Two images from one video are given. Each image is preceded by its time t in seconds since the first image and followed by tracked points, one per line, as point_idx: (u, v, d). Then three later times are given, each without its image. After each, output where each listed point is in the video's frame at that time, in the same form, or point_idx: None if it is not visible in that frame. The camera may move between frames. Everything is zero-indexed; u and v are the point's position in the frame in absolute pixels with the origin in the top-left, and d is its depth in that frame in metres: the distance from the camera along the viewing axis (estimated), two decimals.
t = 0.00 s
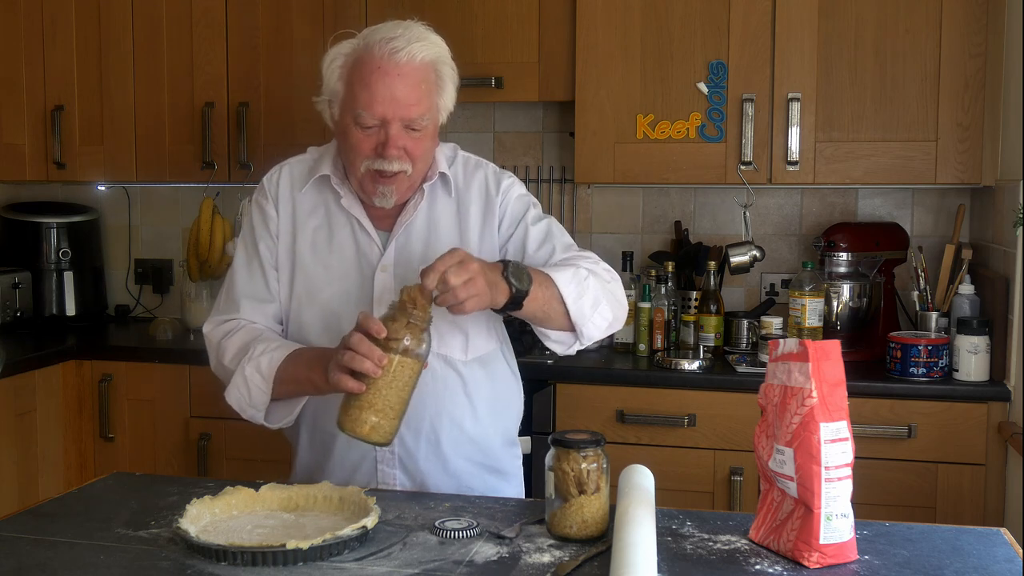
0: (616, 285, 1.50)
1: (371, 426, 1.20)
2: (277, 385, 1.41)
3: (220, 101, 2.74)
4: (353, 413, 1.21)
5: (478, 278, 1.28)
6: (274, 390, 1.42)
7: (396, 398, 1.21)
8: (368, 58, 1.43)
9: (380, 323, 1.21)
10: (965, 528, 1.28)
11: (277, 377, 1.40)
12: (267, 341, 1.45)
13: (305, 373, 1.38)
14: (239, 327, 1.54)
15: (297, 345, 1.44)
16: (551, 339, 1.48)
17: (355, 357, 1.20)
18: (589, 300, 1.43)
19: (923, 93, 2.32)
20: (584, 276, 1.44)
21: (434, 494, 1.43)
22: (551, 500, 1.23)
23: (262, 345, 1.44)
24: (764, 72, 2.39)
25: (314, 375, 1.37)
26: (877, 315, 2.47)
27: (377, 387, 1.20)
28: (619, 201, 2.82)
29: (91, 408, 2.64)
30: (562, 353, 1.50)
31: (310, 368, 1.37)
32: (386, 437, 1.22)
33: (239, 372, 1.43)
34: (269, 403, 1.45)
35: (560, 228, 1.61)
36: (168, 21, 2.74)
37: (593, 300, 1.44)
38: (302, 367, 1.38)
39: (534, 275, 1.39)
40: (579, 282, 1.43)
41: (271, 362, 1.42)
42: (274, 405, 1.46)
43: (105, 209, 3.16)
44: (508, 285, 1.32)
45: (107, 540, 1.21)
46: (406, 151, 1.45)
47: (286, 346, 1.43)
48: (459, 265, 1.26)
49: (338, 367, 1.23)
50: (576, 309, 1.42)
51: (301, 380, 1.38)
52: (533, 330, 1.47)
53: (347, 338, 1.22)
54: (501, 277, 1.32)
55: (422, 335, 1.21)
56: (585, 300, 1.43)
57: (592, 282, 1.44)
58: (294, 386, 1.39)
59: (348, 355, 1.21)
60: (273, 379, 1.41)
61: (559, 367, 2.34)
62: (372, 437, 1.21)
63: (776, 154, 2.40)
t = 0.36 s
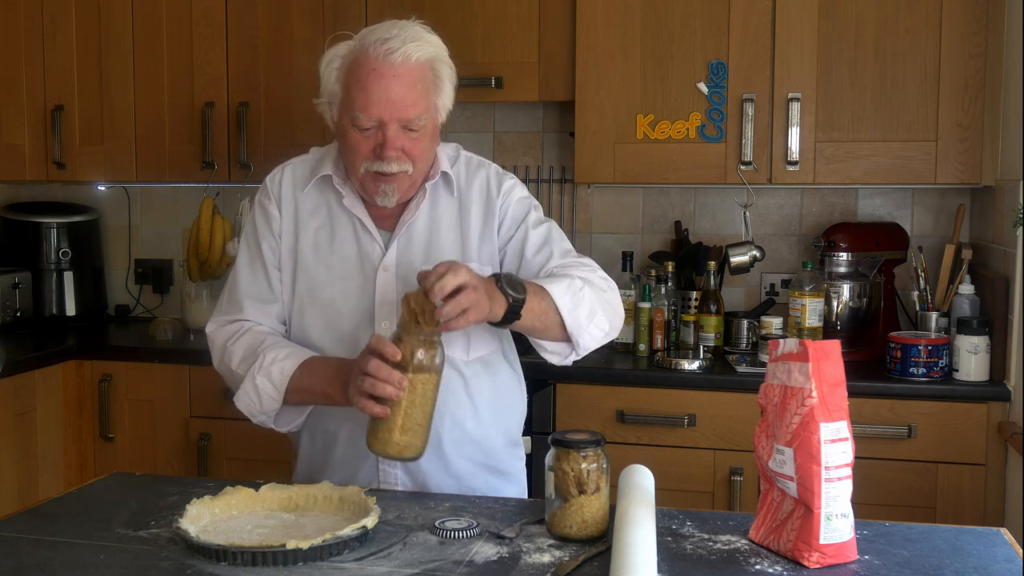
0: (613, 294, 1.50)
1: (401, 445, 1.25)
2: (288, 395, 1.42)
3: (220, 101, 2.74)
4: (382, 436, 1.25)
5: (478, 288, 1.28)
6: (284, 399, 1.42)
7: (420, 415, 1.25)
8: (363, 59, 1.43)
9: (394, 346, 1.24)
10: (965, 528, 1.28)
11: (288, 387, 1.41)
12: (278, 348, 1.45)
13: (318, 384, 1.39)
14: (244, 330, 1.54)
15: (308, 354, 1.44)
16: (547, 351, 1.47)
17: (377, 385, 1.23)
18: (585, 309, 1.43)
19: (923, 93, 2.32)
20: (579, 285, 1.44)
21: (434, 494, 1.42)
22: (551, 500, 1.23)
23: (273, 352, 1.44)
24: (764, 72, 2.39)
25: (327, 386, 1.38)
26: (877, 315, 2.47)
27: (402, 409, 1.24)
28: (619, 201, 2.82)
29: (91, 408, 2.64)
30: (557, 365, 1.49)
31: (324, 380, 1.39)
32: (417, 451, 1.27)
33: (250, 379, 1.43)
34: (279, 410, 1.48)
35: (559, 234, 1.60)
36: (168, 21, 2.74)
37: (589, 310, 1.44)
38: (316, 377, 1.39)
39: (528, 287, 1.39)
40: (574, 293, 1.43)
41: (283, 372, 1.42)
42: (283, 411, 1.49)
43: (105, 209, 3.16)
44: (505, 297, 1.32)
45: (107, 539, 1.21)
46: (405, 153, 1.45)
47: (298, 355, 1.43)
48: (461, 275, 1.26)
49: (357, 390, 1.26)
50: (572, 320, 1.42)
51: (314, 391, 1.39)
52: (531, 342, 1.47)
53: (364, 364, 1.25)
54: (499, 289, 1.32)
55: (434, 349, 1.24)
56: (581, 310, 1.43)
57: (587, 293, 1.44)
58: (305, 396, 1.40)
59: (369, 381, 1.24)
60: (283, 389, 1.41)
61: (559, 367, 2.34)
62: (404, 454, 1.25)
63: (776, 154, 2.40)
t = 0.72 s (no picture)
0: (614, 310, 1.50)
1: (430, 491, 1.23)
2: (292, 413, 1.40)
3: (220, 101, 2.74)
4: (409, 484, 1.22)
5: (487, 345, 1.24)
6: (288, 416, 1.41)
7: (445, 459, 1.22)
8: (349, 66, 1.43)
9: (411, 394, 1.19)
10: (965, 528, 1.28)
11: (293, 405, 1.39)
12: (287, 364, 1.43)
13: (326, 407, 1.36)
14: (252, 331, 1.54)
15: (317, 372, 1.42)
16: (549, 370, 1.45)
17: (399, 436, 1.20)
18: (591, 333, 1.41)
19: (923, 93, 2.32)
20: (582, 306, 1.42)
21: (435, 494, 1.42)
22: (551, 500, 1.23)
23: (282, 366, 1.42)
24: (764, 72, 2.39)
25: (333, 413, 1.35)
26: (877, 315, 2.47)
27: (427, 457, 1.20)
28: (619, 201, 2.82)
29: (91, 408, 2.64)
30: (557, 383, 1.48)
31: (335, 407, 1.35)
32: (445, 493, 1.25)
33: (256, 391, 1.42)
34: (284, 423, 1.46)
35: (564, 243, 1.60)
36: (168, 21, 2.74)
37: (595, 330, 1.41)
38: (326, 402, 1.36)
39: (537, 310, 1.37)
40: (582, 316, 1.40)
41: (289, 388, 1.40)
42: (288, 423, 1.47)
43: (105, 210, 3.16)
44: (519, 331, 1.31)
45: (107, 539, 1.21)
46: (396, 158, 1.45)
47: (306, 372, 1.41)
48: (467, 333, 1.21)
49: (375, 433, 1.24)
50: (578, 345, 1.39)
51: (320, 416, 1.36)
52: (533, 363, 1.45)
53: (383, 413, 1.22)
54: (513, 327, 1.30)
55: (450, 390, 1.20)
56: (586, 333, 1.40)
57: (594, 316, 1.42)
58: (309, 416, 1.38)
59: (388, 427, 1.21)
60: (288, 406, 1.40)
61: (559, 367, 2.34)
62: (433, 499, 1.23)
63: (776, 154, 2.40)
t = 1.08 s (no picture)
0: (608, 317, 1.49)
1: (443, 539, 1.15)
2: (296, 426, 1.34)
3: (220, 101, 2.74)
4: (419, 533, 1.15)
5: (498, 379, 1.19)
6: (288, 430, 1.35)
7: (455, 503, 1.16)
8: (356, 64, 1.43)
9: (418, 435, 1.13)
10: (965, 528, 1.28)
11: (298, 420, 1.33)
12: (300, 376, 1.36)
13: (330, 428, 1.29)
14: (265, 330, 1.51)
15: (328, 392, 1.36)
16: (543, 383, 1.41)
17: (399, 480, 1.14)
18: (590, 347, 1.39)
19: (923, 93, 2.32)
20: (581, 319, 1.40)
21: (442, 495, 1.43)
22: (551, 500, 1.23)
23: (295, 376, 1.36)
24: (764, 72, 2.39)
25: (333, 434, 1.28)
26: (877, 315, 2.47)
27: (438, 501, 1.15)
28: (619, 201, 2.82)
29: (91, 408, 2.63)
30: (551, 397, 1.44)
31: (338, 429, 1.28)
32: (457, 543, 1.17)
33: (264, 395, 1.36)
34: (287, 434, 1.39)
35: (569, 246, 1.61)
36: (168, 21, 2.74)
37: (594, 340, 1.40)
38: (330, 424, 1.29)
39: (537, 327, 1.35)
40: (581, 329, 1.39)
41: (296, 401, 1.34)
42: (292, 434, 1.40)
43: (105, 210, 3.16)
44: (525, 357, 1.28)
45: (107, 539, 1.21)
46: (407, 154, 1.45)
47: (317, 391, 1.35)
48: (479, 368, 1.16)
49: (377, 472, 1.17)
50: (578, 361, 1.37)
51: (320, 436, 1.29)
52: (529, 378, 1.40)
53: (388, 453, 1.15)
54: (520, 355, 1.27)
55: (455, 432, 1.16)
56: (585, 349, 1.38)
57: (593, 330, 1.40)
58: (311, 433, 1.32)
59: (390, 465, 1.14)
60: (291, 420, 1.34)
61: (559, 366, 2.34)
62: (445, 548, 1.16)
63: (776, 154, 2.40)
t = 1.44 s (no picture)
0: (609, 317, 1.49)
1: (450, 542, 1.15)
2: (295, 428, 1.34)
3: (220, 101, 2.74)
4: (427, 536, 1.15)
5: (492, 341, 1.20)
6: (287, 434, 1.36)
7: (461, 504, 1.16)
8: (363, 65, 1.43)
9: (421, 440, 1.13)
10: (965, 529, 1.28)
11: (296, 424, 1.34)
12: (301, 379, 1.37)
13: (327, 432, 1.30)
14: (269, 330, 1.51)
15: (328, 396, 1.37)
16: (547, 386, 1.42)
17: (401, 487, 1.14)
18: (592, 347, 1.38)
19: (923, 93, 2.32)
20: (582, 321, 1.39)
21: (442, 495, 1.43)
22: (551, 500, 1.23)
23: (295, 380, 1.37)
24: (764, 72, 2.39)
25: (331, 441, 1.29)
26: (877, 315, 2.47)
27: (443, 503, 1.15)
28: (619, 201, 2.82)
29: (91, 408, 2.64)
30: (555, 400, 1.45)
31: (337, 436, 1.28)
32: (464, 545, 1.17)
33: (264, 398, 1.36)
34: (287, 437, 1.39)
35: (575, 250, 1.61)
36: (168, 21, 2.74)
37: (596, 341, 1.39)
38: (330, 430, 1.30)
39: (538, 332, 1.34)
40: (582, 330, 1.38)
41: (296, 404, 1.34)
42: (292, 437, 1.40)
43: (105, 210, 3.16)
44: (519, 352, 1.25)
45: (107, 539, 1.21)
46: (414, 156, 1.45)
47: (318, 395, 1.36)
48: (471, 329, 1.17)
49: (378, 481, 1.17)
50: (579, 361, 1.37)
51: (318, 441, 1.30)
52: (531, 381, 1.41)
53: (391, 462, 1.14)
54: (513, 348, 1.24)
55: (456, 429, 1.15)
56: (587, 349, 1.38)
57: (594, 330, 1.40)
58: (309, 437, 1.32)
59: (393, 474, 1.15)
60: (291, 424, 1.34)
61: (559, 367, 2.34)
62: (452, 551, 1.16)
63: (776, 154, 2.40)
